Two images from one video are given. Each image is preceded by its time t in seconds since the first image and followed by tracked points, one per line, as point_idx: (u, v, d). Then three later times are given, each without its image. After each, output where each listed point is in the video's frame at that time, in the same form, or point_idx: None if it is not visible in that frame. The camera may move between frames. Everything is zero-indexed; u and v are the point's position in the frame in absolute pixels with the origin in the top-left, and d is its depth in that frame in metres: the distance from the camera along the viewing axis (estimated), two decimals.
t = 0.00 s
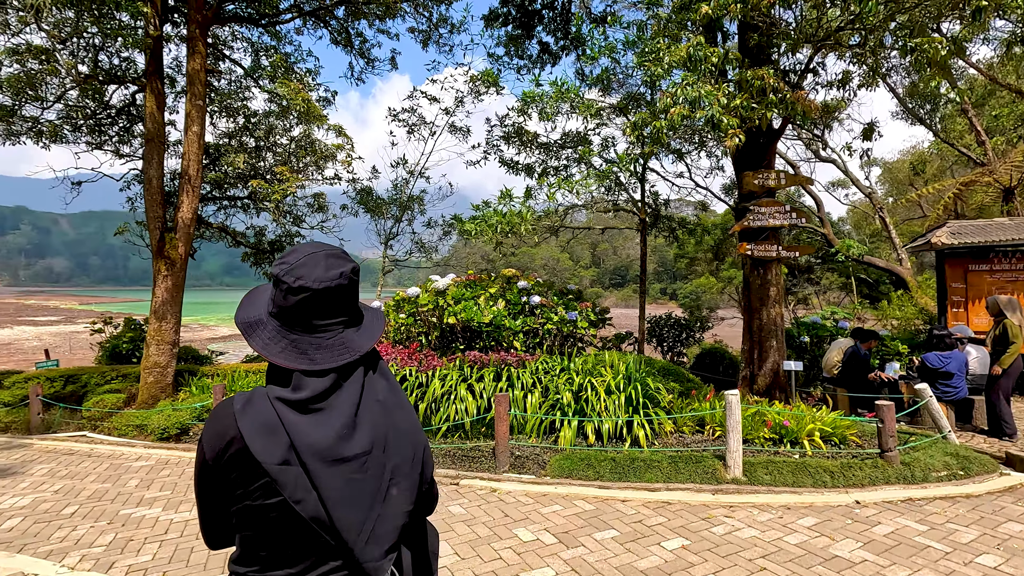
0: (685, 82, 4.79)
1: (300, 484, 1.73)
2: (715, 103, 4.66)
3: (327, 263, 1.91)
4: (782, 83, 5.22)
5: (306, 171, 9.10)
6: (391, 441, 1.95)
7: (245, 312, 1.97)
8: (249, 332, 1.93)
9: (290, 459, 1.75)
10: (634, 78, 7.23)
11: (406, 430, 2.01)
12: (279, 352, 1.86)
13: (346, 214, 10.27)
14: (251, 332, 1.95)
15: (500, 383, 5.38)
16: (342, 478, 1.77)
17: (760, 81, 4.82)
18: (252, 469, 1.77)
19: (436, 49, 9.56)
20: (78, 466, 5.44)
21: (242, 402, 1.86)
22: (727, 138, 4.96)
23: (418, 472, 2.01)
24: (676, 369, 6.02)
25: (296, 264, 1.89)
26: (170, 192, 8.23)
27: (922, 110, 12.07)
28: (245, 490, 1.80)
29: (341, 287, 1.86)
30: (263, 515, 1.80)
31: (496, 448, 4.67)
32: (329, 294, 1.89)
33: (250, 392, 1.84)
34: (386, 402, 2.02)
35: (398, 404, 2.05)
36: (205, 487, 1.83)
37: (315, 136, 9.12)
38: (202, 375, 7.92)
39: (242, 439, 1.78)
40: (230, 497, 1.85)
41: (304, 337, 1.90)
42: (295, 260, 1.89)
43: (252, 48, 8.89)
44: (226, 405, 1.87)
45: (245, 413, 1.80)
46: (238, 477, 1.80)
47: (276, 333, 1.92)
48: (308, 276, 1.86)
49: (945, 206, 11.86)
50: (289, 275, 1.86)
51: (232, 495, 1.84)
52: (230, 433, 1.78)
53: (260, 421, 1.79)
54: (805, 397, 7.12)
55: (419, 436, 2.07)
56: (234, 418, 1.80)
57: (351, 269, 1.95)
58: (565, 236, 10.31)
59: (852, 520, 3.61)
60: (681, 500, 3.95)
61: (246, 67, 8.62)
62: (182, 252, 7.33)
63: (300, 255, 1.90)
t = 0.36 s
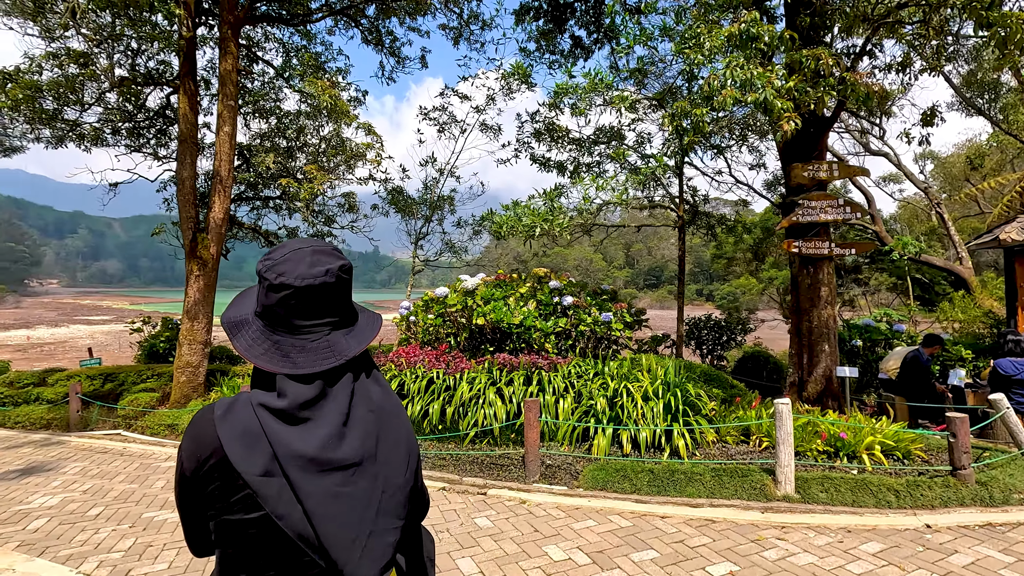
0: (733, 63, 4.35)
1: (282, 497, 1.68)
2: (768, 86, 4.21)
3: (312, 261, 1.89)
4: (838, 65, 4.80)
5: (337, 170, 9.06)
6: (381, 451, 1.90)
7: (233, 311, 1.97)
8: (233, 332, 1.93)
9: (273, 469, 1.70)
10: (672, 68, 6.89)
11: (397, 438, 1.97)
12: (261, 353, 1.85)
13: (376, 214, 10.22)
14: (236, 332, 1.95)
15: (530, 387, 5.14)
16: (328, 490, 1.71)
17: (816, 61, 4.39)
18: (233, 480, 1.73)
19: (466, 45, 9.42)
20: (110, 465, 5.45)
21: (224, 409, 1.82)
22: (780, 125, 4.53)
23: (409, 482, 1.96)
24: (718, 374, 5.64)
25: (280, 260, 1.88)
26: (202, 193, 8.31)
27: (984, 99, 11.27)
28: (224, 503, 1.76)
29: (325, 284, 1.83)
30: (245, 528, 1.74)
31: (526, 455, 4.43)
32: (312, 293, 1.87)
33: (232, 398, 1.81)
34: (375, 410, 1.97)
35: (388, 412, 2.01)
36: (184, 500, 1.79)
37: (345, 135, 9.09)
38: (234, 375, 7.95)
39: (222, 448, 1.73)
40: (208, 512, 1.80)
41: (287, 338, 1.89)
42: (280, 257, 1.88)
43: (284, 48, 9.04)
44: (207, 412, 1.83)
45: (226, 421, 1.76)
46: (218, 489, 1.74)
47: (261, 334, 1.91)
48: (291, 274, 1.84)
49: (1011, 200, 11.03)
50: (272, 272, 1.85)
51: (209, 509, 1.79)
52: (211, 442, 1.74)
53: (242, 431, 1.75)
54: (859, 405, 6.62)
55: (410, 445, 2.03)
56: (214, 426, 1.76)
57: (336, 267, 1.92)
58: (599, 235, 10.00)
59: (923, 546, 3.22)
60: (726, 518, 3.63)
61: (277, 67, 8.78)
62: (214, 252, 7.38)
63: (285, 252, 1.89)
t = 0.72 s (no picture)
0: (770, 50, 4.04)
1: (295, 528, 1.51)
2: (812, 73, 3.87)
3: (315, 275, 1.68)
4: (884, 51, 4.43)
5: (354, 172, 8.95)
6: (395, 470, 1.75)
7: (229, 327, 1.76)
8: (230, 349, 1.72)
9: (283, 498, 1.52)
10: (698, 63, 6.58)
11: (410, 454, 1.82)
12: (259, 374, 1.64)
13: (394, 216, 10.10)
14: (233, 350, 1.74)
15: (548, 398, 4.88)
16: (344, 515, 1.56)
17: (861, 47, 4.04)
18: (241, 511, 1.55)
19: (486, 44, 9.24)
20: (121, 472, 5.37)
21: (222, 434, 1.62)
22: (823, 116, 4.18)
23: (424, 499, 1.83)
24: (749, 384, 5.30)
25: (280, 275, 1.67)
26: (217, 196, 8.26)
27: None
28: (227, 535, 1.57)
29: (328, 302, 1.62)
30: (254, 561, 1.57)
31: (543, 471, 4.18)
32: (315, 310, 1.66)
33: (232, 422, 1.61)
34: (388, 426, 1.81)
35: (400, 427, 1.85)
36: (181, 534, 1.59)
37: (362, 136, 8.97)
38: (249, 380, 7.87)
39: (224, 477, 1.54)
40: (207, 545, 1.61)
41: (288, 358, 1.68)
42: (280, 271, 1.68)
43: (301, 49, 9.01)
44: (203, 439, 1.62)
45: (227, 448, 1.56)
46: (219, 523, 1.56)
47: (260, 353, 1.70)
48: (291, 291, 1.63)
49: None
50: (271, 288, 1.64)
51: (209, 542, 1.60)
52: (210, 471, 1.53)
53: (247, 455, 1.55)
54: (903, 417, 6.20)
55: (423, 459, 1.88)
56: (214, 453, 1.56)
57: (342, 282, 1.71)
58: (621, 237, 9.69)
59: None
60: (761, 546, 3.33)
61: (294, 68, 8.76)
62: (229, 256, 7.33)
63: (285, 265, 1.68)
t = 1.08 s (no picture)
0: (811, 31, 3.73)
1: (283, 537, 1.31)
2: (860, 55, 3.55)
3: (295, 274, 1.50)
4: (937, 32, 4.07)
5: (372, 169, 8.84)
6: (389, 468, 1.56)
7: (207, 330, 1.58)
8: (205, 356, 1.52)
9: (270, 505, 1.31)
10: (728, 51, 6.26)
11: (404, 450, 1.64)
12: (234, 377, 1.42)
13: (413, 214, 9.96)
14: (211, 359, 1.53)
15: (570, 402, 4.64)
16: (337, 519, 1.37)
17: (913, 26, 3.70)
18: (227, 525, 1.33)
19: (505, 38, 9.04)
20: (137, 474, 5.32)
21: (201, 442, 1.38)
22: (872, 104, 3.84)
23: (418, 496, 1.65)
24: (784, 389, 4.98)
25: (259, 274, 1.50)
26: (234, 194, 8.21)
27: None
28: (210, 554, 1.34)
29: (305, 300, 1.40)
30: None
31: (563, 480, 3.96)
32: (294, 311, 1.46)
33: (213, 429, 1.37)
34: (381, 423, 1.60)
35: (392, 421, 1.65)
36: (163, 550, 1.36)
37: (380, 133, 8.85)
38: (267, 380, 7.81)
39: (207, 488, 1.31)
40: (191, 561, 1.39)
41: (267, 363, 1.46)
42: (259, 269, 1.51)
43: (319, 45, 8.90)
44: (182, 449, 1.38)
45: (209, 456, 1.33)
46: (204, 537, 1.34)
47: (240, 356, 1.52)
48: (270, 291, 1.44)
49: None
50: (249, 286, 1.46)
51: (188, 562, 1.37)
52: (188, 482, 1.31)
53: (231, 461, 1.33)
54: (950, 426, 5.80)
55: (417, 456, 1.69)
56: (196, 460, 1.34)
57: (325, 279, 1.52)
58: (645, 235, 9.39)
59: None
60: (802, 570, 3.06)
61: (312, 64, 8.65)
62: (246, 254, 7.26)
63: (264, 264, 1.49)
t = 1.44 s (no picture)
0: (881, 4, 3.36)
1: (248, 565, 1.22)
2: (938, 27, 3.15)
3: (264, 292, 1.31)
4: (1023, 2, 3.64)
5: (403, 169, 8.73)
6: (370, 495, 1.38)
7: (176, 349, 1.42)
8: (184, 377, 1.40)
9: (234, 531, 1.23)
10: (776, 37, 5.87)
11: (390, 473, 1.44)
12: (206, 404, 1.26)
13: (443, 214, 9.81)
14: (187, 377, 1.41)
15: (608, 412, 4.37)
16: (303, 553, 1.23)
17: None
18: (194, 547, 1.25)
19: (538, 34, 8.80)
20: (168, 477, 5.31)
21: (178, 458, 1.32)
22: (950, 85, 3.43)
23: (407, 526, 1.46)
24: (843, 399, 4.58)
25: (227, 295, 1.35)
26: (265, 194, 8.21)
27: None
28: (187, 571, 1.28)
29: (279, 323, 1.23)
30: None
31: (602, 497, 3.71)
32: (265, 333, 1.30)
33: (184, 448, 1.28)
34: (362, 442, 1.42)
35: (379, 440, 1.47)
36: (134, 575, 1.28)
37: (410, 132, 8.72)
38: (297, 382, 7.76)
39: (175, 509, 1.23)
40: None
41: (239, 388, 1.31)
42: (225, 289, 1.32)
43: (349, 44, 8.84)
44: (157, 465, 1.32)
45: (178, 476, 1.24)
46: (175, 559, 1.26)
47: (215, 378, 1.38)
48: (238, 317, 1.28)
49: None
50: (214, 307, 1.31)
51: None
52: (156, 502, 1.24)
53: (200, 483, 1.24)
54: None
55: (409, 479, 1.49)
56: (164, 482, 1.25)
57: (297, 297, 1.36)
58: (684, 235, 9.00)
59: None
60: None
61: (342, 64, 8.59)
62: (277, 256, 7.23)
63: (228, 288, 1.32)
